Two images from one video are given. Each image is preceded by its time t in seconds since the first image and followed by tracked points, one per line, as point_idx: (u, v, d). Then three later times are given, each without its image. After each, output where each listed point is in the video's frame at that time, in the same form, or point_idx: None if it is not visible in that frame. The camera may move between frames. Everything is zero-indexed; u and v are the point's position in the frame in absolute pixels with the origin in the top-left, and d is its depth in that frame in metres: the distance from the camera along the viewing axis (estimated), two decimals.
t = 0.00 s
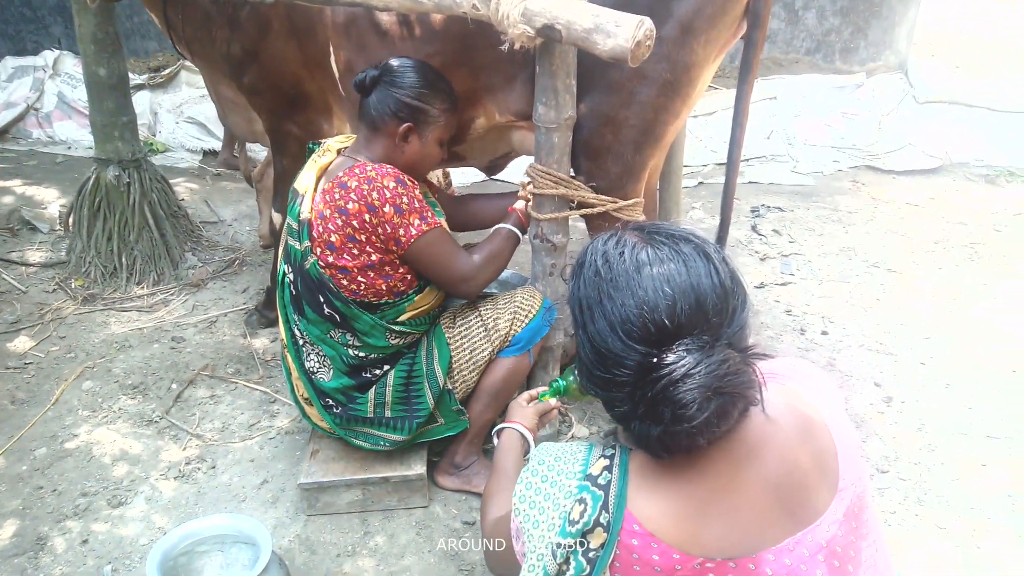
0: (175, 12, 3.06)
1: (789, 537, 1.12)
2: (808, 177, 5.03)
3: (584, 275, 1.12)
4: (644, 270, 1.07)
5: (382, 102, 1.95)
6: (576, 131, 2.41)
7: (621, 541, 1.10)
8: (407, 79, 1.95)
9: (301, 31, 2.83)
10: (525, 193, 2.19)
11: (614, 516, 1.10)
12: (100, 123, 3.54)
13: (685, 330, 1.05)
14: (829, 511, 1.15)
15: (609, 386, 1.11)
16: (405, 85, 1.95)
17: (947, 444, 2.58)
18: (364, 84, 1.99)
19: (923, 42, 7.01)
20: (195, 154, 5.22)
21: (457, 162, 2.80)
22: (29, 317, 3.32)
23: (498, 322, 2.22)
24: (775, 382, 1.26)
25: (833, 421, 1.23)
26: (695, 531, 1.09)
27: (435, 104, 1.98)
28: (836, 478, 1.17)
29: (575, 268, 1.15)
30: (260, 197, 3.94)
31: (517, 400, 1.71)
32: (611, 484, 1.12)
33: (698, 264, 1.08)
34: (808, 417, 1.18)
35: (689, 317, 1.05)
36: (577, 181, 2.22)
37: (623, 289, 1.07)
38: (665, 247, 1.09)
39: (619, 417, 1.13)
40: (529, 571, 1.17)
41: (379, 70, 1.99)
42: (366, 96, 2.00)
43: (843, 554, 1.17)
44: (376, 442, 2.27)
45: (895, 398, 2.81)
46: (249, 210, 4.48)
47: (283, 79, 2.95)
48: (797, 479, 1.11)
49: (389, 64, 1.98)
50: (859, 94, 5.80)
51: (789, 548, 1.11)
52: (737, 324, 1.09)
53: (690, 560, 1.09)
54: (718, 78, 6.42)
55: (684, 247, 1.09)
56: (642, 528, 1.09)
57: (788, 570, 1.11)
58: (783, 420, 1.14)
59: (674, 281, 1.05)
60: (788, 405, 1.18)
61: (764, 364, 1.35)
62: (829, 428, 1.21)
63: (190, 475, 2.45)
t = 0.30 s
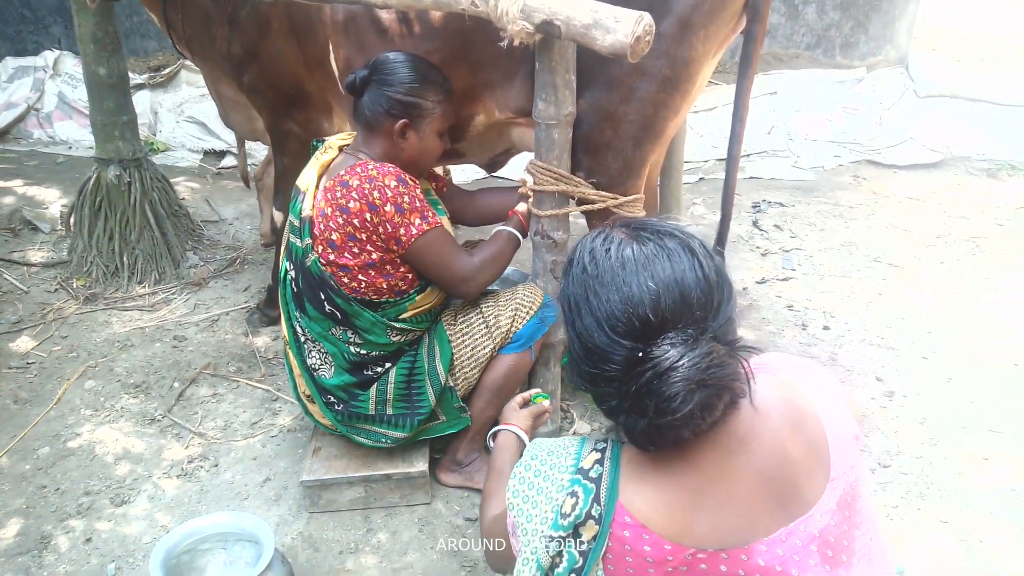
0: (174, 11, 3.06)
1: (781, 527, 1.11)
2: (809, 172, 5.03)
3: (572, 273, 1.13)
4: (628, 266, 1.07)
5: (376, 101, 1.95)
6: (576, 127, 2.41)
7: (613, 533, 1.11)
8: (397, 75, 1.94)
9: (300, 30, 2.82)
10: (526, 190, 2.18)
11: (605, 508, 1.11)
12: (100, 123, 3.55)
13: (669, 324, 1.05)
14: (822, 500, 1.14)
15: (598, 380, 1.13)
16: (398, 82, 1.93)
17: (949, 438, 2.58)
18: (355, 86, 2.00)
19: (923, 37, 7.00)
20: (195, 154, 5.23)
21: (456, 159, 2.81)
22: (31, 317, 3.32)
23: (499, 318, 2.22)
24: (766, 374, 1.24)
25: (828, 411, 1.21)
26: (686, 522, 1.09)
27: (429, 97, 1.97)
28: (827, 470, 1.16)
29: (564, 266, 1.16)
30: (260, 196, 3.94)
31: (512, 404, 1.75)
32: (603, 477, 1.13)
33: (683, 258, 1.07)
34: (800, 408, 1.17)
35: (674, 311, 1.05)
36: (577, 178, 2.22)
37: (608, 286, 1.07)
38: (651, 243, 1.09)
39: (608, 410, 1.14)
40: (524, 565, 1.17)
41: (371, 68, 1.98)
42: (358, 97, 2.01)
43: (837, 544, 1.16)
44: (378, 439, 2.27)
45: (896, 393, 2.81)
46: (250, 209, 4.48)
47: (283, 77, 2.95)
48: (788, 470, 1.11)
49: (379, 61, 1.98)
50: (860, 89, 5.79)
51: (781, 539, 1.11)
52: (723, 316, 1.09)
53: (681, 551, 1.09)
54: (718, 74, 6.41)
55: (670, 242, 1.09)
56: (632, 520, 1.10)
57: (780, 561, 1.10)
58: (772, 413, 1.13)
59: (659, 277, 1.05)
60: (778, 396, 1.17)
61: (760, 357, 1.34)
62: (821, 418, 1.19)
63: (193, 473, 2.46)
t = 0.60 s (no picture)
0: (179, 2, 3.06)
1: (769, 518, 1.11)
2: (815, 165, 5.01)
3: (552, 274, 1.16)
4: (605, 257, 1.11)
5: (377, 91, 1.95)
6: (581, 119, 2.41)
7: (601, 523, 1.14)
8: (399, 66, 1.94)
9: (305, 21, 2.82)
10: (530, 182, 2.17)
11: (592, 499, 1.14)
12: (105, 114, 3.56)
13: (652, 304, 1.08)
14: (810, 491, 1.14)
15: (590, 371, 1.15)
16: (400, 72, 1.93)
17: (955, 432, 2.58)
18: (356, 76, 2.00)
19: (930, 29, 6.95)
20: (200, 145, 5.23)
21: (462, 151, 2.81)
22: (38, 308, 3.33)
23: (504, 311, 2.22)
24: (752, 362, 1.23)
25: (817, 398, 1.19)
26: (673, 513, 1.12)
27: (430, 88, 1.96)
28: (814, 458, 1.14)
29: (545, 271, 1.19)
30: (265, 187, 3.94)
31: (510, 416, 1.85)
32: (590, 468, 1.16)
33: (656, 244, 1.12)
34: (789, 397, 1.15)
35: (654, 291, 1.08)
36: (582, 170, 2.21)
37: (588, 278, 1.11)
38: (623, 235, 1.14)
39: (602, 399, 1.17)
40: (517, 553, 1.22)
41: (374, 59, 1.98)
42: (360, 88, 2.01)
43: (826, 533, 1.16)
44: (383, 431, 2.27)
45: (902, 387, 2.80)
46: (255, 201, 4.48)
47: (287, 69, 2.94)
48: (777, 462, 1.10)
49: (380, 51, 1.98)
50: (866, 81, 5.75)
51: (769, 530, 1.11)
52: (704, 292, 1.12)
53: (668, 541, 1.12)
54: (724, 66, 6.38)
55: (641, 231, 1.14)
56: (619, 511, 1.13)
57: (769, 551, 1.11)
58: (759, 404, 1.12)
59: (636, 263, 1.09)
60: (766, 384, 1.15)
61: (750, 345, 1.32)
62: (810, 406, 1.17)
63: (199, 464, 2.47)
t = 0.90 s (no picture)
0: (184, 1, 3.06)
1: (767, 511, 1.11)
2: (817, 166, 5.00)
3: (553, 273, 1.18)
4: (601, 246, 1.14)
5: (385, 87, 1.95)
6: (585, 119, 2.40)
7: (599, 510, 1.15)
8: (411, 69, 1.91)
9: (310, 20, 2.81)
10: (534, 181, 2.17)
11: (591, 487, 1.16)
12: (109, 112, 3.56)
13: (650, 282, 1.09)
14: (809, 487, 1.14)
15: (596, 357, 1.15)
16: (411, 72, 1.91)
17: (958, 435, 2.57)
18: (375, 71, 2.00)
19: (934, 30, 6.94)
20: (203, 143, 5.23)
21: (467, 151, 2.80)
22: (40, 305, 3.33)
23: (506, 311, 2.24)
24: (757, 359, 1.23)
25: (820, 397, 1.19)
26: (670, 502, 1.12)
27: (431, 96, 1.90)
28: (814, 456, 1.14)
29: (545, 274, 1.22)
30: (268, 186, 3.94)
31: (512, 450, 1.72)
32: (590, 457, 1.18)
33: (648, 232, 1.15)
34: (789, 393, 1.15)
35: (652, 271, 1.10)
36: (586, 171, 2.21)
37: (587, 267, 1.13)
38: (616, 227, 1.17)
39: (610, 385, 1.16)
40: (519, 539, 1.25)
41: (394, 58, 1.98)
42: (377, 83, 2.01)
43: (825, 531, 1.15)
44: (384, 431, 2.26)
45: (904, 389, 2.80)
46: (257, 199, 4.48)
47: (292, 67, 2.94)
48: (775, 456, 1.10)
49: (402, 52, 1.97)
50: (869, 82, 5.75)
51: (767, 523, 1.11)
52: (700, 272, 1.15)
53: (665, 529, 1.12)
54: (728, 67, 6.38)
55: (633, 224, 1.17)
56: (618, 498, 1.14)
57: (765, 544, 1.11)
58: (760, 398, 1.12)
59: (629, 249, 1.12)
60: (767, 381, 1.15)
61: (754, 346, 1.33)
62: (812, 404, 1.17)
63: (201, 463, 2.47)
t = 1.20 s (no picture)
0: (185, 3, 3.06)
1: (756, 501, 1.11)
2: (818, 170, 5.00)
3: (556, 274, 1.18)
4: (605, 247, 1.14)
5: (388, 91, 1.96)
6: (586, 122, 2.40)
7: (592, 501, 1.17)
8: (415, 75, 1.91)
9: (312, 22, 2.82)
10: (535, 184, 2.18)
11: (584, 479, 1.17)
12: (110, 113, 3.56)
13: (652, 283, 1.09)
14: (799, 478, 1.13)
15: (598, 356, 1.15)
16: (415, 77, 1.91)
17: (958, 439, 2.57)
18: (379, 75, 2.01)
19: (934, 34, 6.94)
20: (203, 145, 5.24)
21: (467, 154, 2.81)
22: (41, 307, 3.33)
23: (506, 314, 2.22)
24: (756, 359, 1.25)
25: (811, 393, 1.20)
26: (660, 492, 1.13)
27: (433, 100, 1.90)
28: (804, 448, 1.14)
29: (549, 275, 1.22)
30: (269, 187, 3.95)
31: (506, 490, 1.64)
32: (582, 451, 1.19)
33: (650, 234, 1.15)
34: (782, 387, 1.16)
35: (653, 271, 1.10)
36: (587, 174, 2.20)
37: (590, 267, 1.13)
38: (618, 229, 1.17)
39: (612, 381, 1.16)
40: (516, 532, 1.27)
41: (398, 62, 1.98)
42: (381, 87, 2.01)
43: (814, 520, 1.14)
44: (384, 433, 2.27)
45: (904, 392, 2.80)
46: (258, 201, 4.48)
47: (293, 69, 2.94)
48: (765, 448, 1.10)
49: (406, 57, 1.98)
50: (870, 86, 5.75)
51: (755, 512, 1.11)
52: (701, 273, 1.15)
53: (655, 517, 1.13)
54: (729, 70, 6.38)
55: (634, 225, 1.17)
56: (610, 489, 1.15)
57: (754, 533, 1.10)
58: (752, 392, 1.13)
59: (631, 250, 1.12)
60: (760, 376, 1.16)
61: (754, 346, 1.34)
62: (805, 399, 1.18)
63: (201, 465, 2.47)
